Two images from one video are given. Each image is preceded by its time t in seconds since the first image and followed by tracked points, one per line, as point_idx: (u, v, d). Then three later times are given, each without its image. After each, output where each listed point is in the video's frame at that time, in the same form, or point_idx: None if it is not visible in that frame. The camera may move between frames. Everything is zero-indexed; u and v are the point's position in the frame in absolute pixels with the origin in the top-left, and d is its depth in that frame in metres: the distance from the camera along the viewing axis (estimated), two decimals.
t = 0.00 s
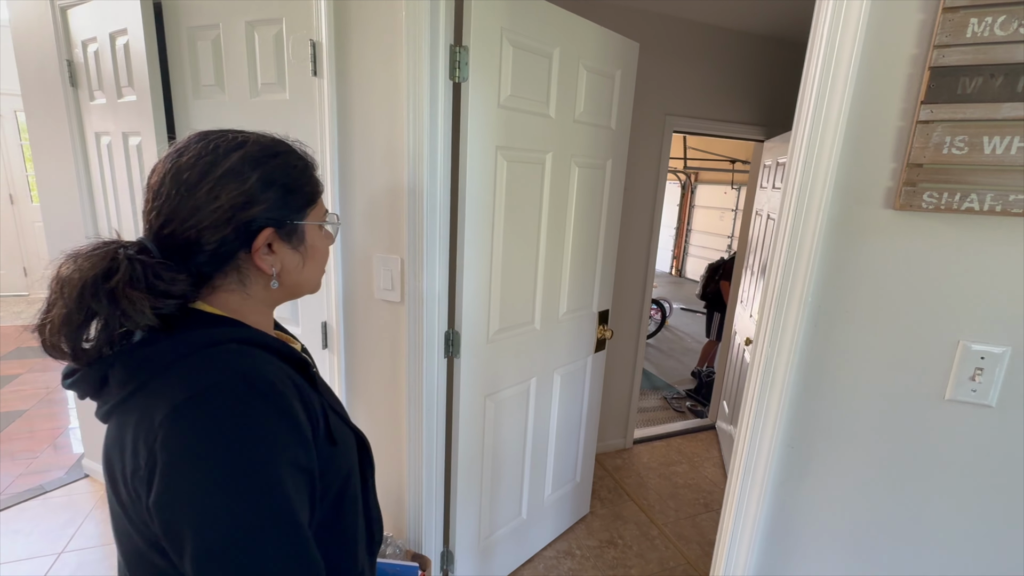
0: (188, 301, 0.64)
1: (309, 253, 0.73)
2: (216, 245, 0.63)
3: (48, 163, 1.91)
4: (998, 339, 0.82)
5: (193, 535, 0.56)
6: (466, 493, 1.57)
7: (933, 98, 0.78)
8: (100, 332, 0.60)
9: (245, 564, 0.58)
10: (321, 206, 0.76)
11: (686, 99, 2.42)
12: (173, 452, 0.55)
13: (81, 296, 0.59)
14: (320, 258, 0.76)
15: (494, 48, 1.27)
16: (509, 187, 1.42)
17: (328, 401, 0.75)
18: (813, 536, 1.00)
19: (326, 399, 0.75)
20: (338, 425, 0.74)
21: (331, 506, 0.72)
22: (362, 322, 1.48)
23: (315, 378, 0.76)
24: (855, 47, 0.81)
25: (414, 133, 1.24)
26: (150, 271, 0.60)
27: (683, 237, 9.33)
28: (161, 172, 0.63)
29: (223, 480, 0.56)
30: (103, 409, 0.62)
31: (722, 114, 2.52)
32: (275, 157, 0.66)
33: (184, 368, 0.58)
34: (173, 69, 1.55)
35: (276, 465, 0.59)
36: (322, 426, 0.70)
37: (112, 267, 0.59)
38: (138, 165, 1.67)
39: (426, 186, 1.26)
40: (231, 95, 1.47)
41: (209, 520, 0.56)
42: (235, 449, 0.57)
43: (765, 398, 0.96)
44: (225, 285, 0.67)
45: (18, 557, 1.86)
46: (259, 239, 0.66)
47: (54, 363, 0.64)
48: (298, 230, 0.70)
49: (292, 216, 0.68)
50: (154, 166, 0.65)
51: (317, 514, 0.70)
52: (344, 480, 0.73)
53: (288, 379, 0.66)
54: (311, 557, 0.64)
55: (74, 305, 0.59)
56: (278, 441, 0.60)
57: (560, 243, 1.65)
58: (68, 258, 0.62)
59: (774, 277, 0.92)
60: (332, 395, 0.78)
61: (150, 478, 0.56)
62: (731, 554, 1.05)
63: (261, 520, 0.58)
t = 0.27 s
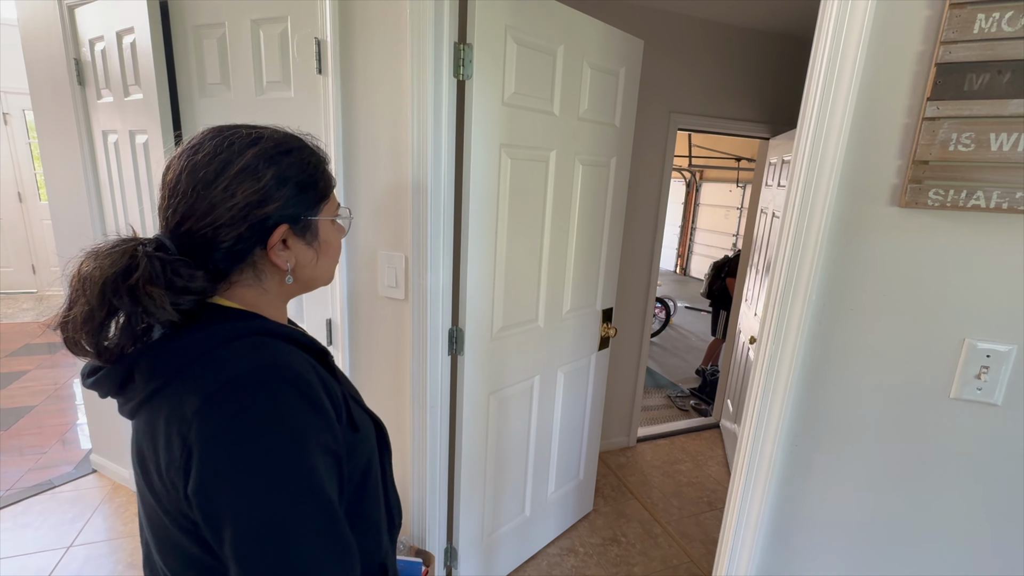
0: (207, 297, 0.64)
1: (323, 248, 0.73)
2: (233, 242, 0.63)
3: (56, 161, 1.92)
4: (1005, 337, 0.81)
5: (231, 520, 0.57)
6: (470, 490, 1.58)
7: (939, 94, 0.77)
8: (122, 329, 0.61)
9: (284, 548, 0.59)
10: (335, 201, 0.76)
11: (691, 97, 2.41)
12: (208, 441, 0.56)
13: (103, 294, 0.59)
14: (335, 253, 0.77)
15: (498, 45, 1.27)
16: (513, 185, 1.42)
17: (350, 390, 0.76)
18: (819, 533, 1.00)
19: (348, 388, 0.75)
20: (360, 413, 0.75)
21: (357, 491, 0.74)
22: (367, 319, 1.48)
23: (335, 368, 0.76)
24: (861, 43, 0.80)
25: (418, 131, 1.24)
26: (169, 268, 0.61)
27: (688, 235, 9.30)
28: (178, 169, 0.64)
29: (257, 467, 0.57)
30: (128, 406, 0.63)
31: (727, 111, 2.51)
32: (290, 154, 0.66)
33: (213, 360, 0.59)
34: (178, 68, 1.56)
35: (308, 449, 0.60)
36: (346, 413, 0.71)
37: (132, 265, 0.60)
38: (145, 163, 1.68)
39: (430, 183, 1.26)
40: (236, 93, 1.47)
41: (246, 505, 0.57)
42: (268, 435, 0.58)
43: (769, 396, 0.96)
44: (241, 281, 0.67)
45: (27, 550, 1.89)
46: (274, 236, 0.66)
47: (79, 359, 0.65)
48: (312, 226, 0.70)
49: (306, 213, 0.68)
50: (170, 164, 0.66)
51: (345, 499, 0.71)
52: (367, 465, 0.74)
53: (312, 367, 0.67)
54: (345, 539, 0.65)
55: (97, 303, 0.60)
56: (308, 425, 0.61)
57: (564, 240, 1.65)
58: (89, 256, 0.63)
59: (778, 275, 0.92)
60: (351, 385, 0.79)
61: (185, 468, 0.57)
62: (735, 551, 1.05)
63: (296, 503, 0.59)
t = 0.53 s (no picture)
0: (216, 289, 0.65)
1: (331, 243, 0.74)
2: (242, 234, 0.63)
3: (60, 157, 1.93)
4: (1007, 334, 0.81)
5: (243, 511, 0.57)
6: (471, 486, 1.58)
7: (943, 90, 0.77)
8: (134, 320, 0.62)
9: (294, 539, 0.59)
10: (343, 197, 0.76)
11: (694, 93, 2.40)
12: (219, 432, 0.56)
13: (115, 284, 0.60)
14: (342, 249, 0.77)
15: (501, 41, 1.27)
16: (515, 181, 1.42)
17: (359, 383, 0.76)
18: (820, 529, 1.00)
19: (357, 382, 0.76)
20: (369, 406, 0.76)
21: (368, 484, 0.74)
22: (369, 315, 1.49)
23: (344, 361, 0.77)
24: (864, 38, 0.80)
25: (420, 127, 1.24)
26: (180, 259, 0.61)
27: (690, 233, 9.28)
28: (189, 160, 0.64)
29: (268, 459, 0.57)
30: (137, 400, 0.64)
31: (730, 108, 2.50)
32: (301, 148, 0.66)
33: (224, 352, 0.59)
34: (181, 64, 1.56)
35: (320, 441, 0.60)
36: (356, 406, 0.71)
37: (143, 256, 0.60)
38: (148, 159, 1.68)
39: (432, 179, 1.26)
40: (239, 89, 1.47)
41: (258, 497, 0.57)
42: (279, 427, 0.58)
43: (771, 392, 0.96)
44: (250, 274, 0.68)
45: (32, 544, 1.90)
46: (284, 230, 0.66)
47: (87, 350, 0.65)
48: (321, 220, 0.70)
49: (316, 208, 0.68)
50: (181, 155, 0.65)
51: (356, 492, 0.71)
52: (377, 459, 0.74)
53: (322, 360, 0.67)
54: (357, 531, 0.65)
55: (109, 293, 0.60)
56: (319, 417, 0.61)
57: (566, 237, 1.65)
58: (98, 245, 0.63)
59: (781, 272, 0.92)
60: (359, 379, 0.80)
61: (197, 459, 0.57)
62: (736, 547, 1.05)
63: (308, 495, 0.59)
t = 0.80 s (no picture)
0: (223, 282, 0.65)
1: (338, 238, 0.74)
2: (250, 227, 0.63)
3: (62, 153, 1.93)
4: (1010, 331, 0.81)
5: (244, 508, 0.57)
6: (472, 482, 1.58)
7: (948, 85, 0.76)
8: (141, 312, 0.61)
9: (296, 538, 0.59)
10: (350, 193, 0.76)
11: (697, 90, 2.39)
12: (223, 428, 0.56)
13: (122, 274, 0.59)
14: (348, 244, 0.77)
15: (503, 36, 1.26)
16: (516, 177, 1.41)
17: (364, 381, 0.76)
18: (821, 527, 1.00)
19: (362, 380, 0.76)
20: (373, 405, 0.76)
21: (370, 483, 0.74)
22: (371, 311, 1.49)
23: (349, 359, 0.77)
24: (868, 34, 0.80)
25: (422, 122, 1.24)
26: (189, 251, 0.61)
27: (692, 231, 9.27)
28: (199, 153, 0.64)
29: (271, 457, 0.57)
30: (141, 394, 0.64)
31: (733, 105, 2.49)
32: (311, 142, 0.66)
33: (229, 348, 0.60)
34: (183, 59, 1.56)
35: (323, 438, 0.61)
36: (360, 404, 0.71)
37: (151, 247, 0.60)
38: (150, 155, 1.69)
39: (434, 175, 1.26)
40: (241, 84, 1.47)
41: (260, 493, 0.57)
42: (282, 424, 0.58)
43: (772, 389, 0.96)
44: (256, 268, 0.68)
45: (35, 538, 1.91)
46: (292, 224, 0.66)
47: (92, 342, 0.65)
48: (329, 215, 0.70)
49: (324, 202, 0.68)
50: (191, 147, 0.65)
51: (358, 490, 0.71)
52: (380, 457, 0.75)
53: (327, 357, 0.68)
54: (357, 530, 0.65)
55: (116, 284, 0.60)
56: (323, 414, 0.61)
57: (567, 234, 1.65)
58: (105, 236, 0.63)
59: (783, 269, 0.92)
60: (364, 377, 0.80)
61: (200, 456, 0.58)
62: (736, 544, 1.06)
63: (310, 493, 0.59)
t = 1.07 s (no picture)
0: (224, 281, 0.65)
1: (341, 237, 0.74)
2: (253, 225, 0.63)
3: (62, 148, 1.93)
4: (1011, 329, 0.81)
5: (242, 510, 0.57)
6: (473, 478, 1.59)
7: (950, 83, 0.76)
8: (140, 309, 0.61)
9: (294, 540, 0.59)
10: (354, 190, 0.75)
11: (698, 87, 2.39)
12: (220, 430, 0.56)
13: (123, 273, 0.60)
14: (352, 242, 0.77)
15: (505, 32, 1.26)
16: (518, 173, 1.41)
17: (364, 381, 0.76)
18: (819, 525, 1.01)
19: (362, 380, 0.76)
20: (373, 405, 0.76)
21: (369, 483, 0.74)
22: (372, 307, 1.49)
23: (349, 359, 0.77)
24: (871, 32, 0.80)
25: (424, 118, 1.24)
26: (190, 249, 0.61)
27: (692, 229, 9.27)
28: (202, 148, 0.63)
29: (270, 459, 0.57)
30: (141, 392, 0.64)
31: (734, 103, 2.49)
32: (315, 138, 0.66)
33: (227, 349, 0.59)
34: (184, 54, 1.55)
35: (321, 440, 0.60)
36: (359, 405, 0.71)
37: (152, 244, 0.60)
38: (151, 150, 1.69)
39: (435, 171, 1.26)
40: (242, 79, 1.47)
41: (257, 496, 0.57)
42: (280, 426, 0.58)
43: (772, 387, 0.96)
44: (258, 266, 0.68)
45: (36, 533, 1.92)
46: (295, 222, 0.66)
47: (92, 338, 0.65)
48: (333, 213, 0.70)
49: (327, 199, 0.68)
50: (193, 141, 0.65)
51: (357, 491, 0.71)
52: (378, 458, 0.75)
53: (326, 358, 0.67)
54: (355, 531, 0.65)
55: (116, 280, 0.60)
56: (320, 416, 0.61)
57: (568, 231, 1.65)
58: (106, 232, 0.63)
59: (784, 268, 0.92)
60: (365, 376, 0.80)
61: (199, 457, 0.57)
62: (735, 541, 1.06)
63: (308, 494, 0.59)
